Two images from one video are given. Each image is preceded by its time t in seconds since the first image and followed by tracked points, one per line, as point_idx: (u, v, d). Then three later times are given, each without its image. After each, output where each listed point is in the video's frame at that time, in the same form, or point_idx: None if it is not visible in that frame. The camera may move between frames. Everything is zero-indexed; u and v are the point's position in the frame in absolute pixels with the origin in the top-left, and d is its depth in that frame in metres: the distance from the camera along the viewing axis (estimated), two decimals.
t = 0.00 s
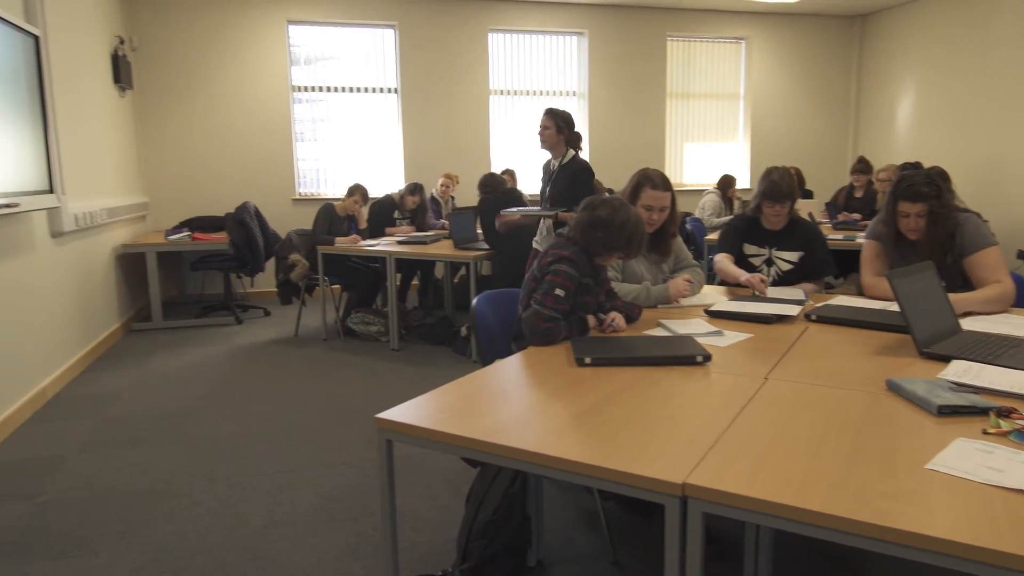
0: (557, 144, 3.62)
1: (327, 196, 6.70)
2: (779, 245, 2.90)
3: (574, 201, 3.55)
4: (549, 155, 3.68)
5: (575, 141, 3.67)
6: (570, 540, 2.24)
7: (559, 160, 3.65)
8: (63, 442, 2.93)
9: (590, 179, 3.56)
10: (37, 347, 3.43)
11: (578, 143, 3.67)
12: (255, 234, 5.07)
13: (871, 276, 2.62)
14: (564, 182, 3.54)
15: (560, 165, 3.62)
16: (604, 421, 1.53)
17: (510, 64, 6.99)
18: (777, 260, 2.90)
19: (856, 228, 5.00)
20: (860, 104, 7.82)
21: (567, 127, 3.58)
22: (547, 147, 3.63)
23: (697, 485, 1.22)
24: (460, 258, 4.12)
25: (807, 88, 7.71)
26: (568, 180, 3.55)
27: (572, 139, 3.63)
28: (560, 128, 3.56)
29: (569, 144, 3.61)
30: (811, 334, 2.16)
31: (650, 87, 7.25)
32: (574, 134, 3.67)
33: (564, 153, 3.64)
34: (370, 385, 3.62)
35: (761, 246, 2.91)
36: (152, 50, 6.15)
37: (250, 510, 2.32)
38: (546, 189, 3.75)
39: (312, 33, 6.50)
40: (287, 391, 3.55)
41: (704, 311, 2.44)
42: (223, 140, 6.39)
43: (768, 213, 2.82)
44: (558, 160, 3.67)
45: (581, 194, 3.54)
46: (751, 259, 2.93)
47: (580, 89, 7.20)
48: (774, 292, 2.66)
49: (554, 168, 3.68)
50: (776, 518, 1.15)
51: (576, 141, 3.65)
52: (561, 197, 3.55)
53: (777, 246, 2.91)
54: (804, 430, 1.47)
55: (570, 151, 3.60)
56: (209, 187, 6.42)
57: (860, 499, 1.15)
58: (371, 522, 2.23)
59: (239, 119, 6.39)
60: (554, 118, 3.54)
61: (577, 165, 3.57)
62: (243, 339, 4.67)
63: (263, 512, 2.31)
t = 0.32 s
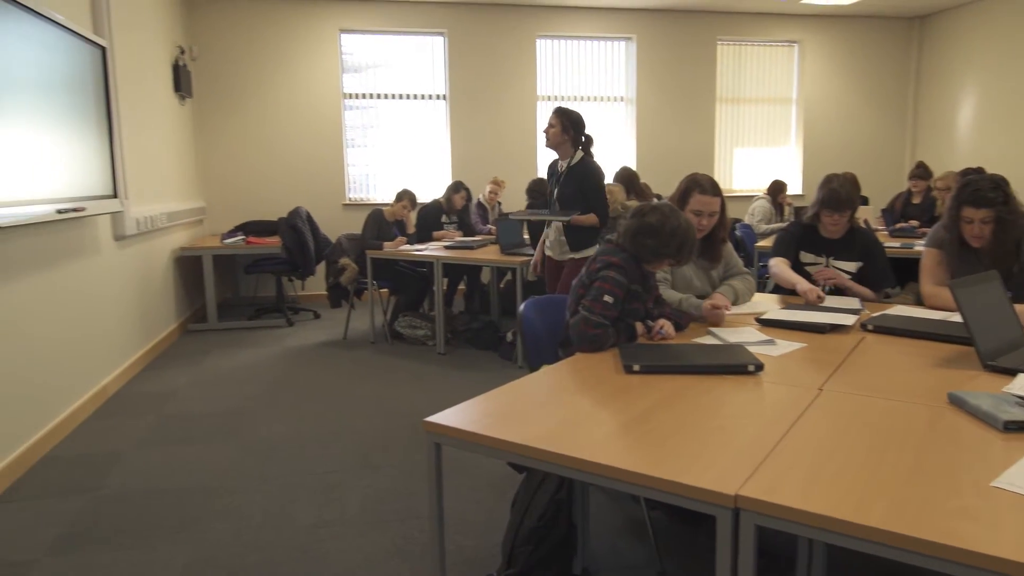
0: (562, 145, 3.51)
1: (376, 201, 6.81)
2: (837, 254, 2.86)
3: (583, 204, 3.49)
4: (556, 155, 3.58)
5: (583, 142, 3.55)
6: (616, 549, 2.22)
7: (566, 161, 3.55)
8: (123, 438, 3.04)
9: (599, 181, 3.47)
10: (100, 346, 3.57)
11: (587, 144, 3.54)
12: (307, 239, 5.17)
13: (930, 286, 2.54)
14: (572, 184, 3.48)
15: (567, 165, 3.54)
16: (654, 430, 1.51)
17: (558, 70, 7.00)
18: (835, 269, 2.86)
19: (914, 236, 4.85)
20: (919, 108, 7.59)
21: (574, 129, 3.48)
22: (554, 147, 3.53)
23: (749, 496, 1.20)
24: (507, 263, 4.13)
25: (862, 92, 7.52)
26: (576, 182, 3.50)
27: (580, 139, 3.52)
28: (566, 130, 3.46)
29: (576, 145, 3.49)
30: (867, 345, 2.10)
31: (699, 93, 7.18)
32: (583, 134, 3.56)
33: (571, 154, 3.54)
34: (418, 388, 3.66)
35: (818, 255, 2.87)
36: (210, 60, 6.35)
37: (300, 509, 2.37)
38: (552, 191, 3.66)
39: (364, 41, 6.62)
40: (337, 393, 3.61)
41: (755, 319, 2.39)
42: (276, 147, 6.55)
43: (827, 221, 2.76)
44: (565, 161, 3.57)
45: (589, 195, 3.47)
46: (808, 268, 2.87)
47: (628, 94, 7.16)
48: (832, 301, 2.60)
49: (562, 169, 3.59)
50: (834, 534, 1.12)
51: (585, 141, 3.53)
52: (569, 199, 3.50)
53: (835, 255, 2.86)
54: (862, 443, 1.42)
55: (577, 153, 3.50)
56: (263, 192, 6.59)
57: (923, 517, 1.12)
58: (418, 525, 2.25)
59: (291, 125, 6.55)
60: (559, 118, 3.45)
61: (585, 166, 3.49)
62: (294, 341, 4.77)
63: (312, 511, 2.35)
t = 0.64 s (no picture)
0: (567, 153, 3.46)
1: (418, 206, 6.88)
2: (887, 260, 2.78)
3: (588, 214, 3.49)
4: (561, 164, 3.54)
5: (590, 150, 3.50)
6: (656, 556, 2.20)
7: (573, 169, 3.52)
8: (172, 436, 3.13)
9: (605, 192, 3.46)
10: (150, 346, 3.67)
11: (593, 152, 3.50)
12: (350, 243, 5.26)
13: (986, 294, 2.46)
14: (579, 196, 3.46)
15: (574, 175, 3.51)
16: (698, 438, 1.50)
17: (599, 75, 6.99)
18: (884, 276, 2.78)
19: (968, 243, 4.70)
20: (974, 111, 7.36)
21: (580, 136, 3.42)
22: (559, 155, 3.49)
23: (797, 508, 1.18)
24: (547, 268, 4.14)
25: (912, 95, 7.33)
26: (581, 193, 3.49)
27: (586, 148, 3.47)
28: (571, 137, 3.40)
29: (581, 153, 3.45)
30: (919, 355, 2.04)
31: (744, 98, 7.09)
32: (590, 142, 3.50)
33: (578, 163, 3.50)
34: (458, 392, 3.68)
35: (867, 261, 2.80)
36: (258, 68, 6.50)
37: (341, 509, 2.40)
38: (558, 198, 3.66)
39: (407, 48, 6.71)
40: (378, 395, 3.65)
41: (801, 327, 2.35)
42: (321, 152, 6.67)
43: (876, 226, 2.70)
44: (571, 169, 3.54)
45: (597, 207, 3.46)
46: (856, 274, 2.81)
47: (671, 99, 7.11)
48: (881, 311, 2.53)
49: (568, 177, 3.56)
50: (885, 549, 1.09)
51: (590, 150, 3.49)
52: (576, 211, 3.49)
53: (886, 262, 2.79)
54: (914, 457, 1.38)
55: (584, 162, 3.46)
56: (308, 197, 6.71)
57: (980, 533, 1.08)
58: (459, 528, 2.27)
59: (335, 131, 6.66)
60: (565, 127, 3.39)
61: (592, 176, 3.46)
62: (337, 344, 4.85)
63: (353, 512, 2.38)
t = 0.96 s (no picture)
0: (565, 153, 3.04)
1: (452, 211, 6.93)
2: (930, 267, 2.71)
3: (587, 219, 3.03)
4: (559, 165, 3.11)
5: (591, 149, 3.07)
6: (690, 566, 2.18)
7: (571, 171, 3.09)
8: (211, 436, 3.19)
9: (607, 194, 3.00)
10: (191, 347, 3.75)
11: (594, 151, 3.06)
12: (386, 247, 5.31)
13: None
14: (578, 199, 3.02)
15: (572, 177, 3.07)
16: (738, 447, 1.48)
17: (635, 80, 6.96)
18: (927, 283, 2.71)
19: (1016, 250, 4.56)
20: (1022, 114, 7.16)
21: (578, 134, 3.01)
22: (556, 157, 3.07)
23: (839, 520, 1.15)
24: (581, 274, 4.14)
25: (956, 98, 7.16)
26: (582, 195, 3.03)
27: (586, 146, 3.04)
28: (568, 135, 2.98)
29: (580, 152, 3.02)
30: (965, 365, 1.99)
31: (782, 102, 7.00)
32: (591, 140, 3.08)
33: (577, 163, 3.07)
34: (491, 397, 3.69)
35: (909, 268, 2.74)
36: (297, 75, 6.61)
37: (375, 511, 2.42)
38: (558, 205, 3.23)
39: (443, 55, 6.77)
40: (413, 398, 3.68)
41: (841, 335, 2.31)
42: (357, 158, 6.76)
43: (917, 231, 2.64)
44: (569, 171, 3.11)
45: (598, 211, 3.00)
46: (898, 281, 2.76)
47: (707, 104, 7.05)
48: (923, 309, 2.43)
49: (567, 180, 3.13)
50: (932, 565, 1.06)
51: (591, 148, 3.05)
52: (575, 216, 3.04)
53: (929, 269, 2.72)
54: (963, 470, 1.34)
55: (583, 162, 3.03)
56: (344, 202, 6.80)
57: None
58: (493, 532, 2.27)
59: (371, 137, 6.74)
60: (561, 124, 2.97)
61: (592, 176, 3.02)
62: (372, 347, 4.90)
63: (387, 514, 2.40)
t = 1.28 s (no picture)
0: (556, 161, 2.75)
1: (488, 217, 6.96)
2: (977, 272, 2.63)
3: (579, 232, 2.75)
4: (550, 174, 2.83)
5: (584, 158, 2.79)
6: None
7: (564, 180, 2.80)
8: (251, 438, 3.24)
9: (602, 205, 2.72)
10: (232, 351, 3.82)
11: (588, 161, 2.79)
12: (422, 252, 5.35)
13: None
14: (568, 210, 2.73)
15: (563, 187, 2.79)
16: (779, 458, 1.45)
17: (672, 86, 6.91)
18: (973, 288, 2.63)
19: None
20: None
21: (570, 143, 2.72)
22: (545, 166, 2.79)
23: (887, 533, 1.13)
24: (618, 280, 4.11)
25: (1005, 102, 6.98)
26: (573, 206, 2.73)
27: (579, 154, 2.76)
28: (559, 144, 2.70)
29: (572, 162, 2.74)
30: (1017, 377, 1.93)
31: (824, 106, 6.88)
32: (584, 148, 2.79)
33: (567, 173, 2.78)
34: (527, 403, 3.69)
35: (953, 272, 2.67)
36: (337, 83, 6.72)
37: (411, 515, 2.44)
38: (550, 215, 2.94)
39: (480, 62, 6.82)
40: (449, 404, 3.70)
41: (886, 345, 2.25)
42: (394, 164, 6.83)
43: (960, 231, 2.59)
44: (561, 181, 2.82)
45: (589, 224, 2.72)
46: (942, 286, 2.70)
47: (746, 109, 6.97)
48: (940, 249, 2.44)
49: (559, 191, 2.84)
50: None
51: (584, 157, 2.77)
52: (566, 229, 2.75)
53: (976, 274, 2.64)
54: (1018, 486, 1.30)
55: (576, 171, 2.75)
56: (382, 208, 6.89)
57: None
58: (529, 538, 2.27)
59: (408, 143, 6.81)
60: (552, 130, 2.69)
61: (585, 187, 2.72)
62: (409, 352, 4.94)
63: (423, 518, 2.41)
